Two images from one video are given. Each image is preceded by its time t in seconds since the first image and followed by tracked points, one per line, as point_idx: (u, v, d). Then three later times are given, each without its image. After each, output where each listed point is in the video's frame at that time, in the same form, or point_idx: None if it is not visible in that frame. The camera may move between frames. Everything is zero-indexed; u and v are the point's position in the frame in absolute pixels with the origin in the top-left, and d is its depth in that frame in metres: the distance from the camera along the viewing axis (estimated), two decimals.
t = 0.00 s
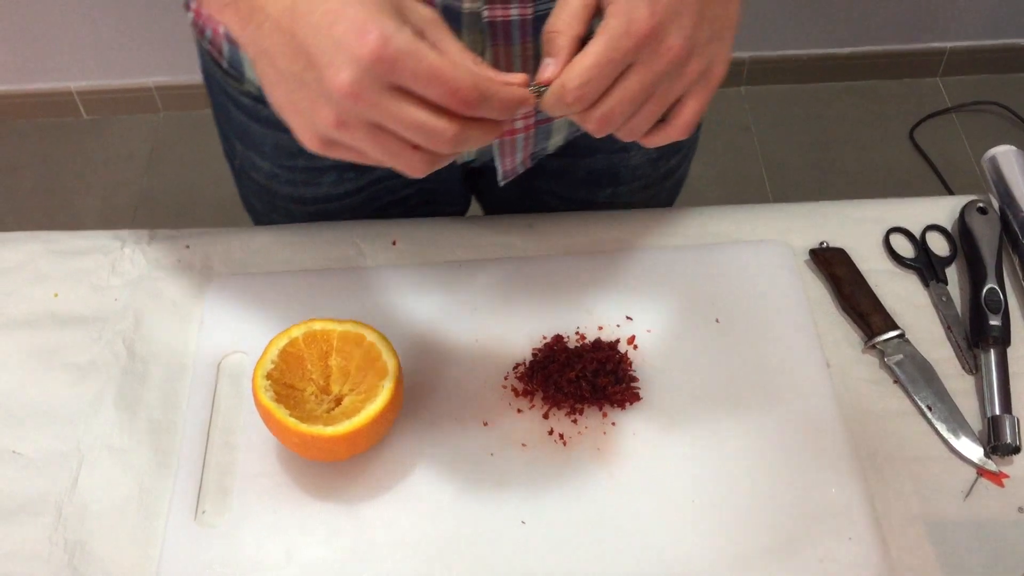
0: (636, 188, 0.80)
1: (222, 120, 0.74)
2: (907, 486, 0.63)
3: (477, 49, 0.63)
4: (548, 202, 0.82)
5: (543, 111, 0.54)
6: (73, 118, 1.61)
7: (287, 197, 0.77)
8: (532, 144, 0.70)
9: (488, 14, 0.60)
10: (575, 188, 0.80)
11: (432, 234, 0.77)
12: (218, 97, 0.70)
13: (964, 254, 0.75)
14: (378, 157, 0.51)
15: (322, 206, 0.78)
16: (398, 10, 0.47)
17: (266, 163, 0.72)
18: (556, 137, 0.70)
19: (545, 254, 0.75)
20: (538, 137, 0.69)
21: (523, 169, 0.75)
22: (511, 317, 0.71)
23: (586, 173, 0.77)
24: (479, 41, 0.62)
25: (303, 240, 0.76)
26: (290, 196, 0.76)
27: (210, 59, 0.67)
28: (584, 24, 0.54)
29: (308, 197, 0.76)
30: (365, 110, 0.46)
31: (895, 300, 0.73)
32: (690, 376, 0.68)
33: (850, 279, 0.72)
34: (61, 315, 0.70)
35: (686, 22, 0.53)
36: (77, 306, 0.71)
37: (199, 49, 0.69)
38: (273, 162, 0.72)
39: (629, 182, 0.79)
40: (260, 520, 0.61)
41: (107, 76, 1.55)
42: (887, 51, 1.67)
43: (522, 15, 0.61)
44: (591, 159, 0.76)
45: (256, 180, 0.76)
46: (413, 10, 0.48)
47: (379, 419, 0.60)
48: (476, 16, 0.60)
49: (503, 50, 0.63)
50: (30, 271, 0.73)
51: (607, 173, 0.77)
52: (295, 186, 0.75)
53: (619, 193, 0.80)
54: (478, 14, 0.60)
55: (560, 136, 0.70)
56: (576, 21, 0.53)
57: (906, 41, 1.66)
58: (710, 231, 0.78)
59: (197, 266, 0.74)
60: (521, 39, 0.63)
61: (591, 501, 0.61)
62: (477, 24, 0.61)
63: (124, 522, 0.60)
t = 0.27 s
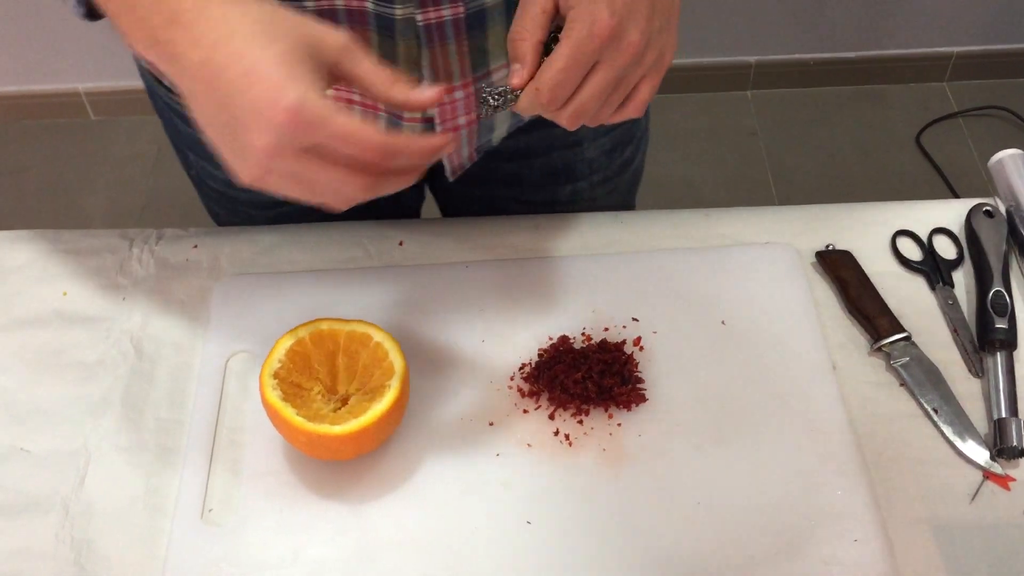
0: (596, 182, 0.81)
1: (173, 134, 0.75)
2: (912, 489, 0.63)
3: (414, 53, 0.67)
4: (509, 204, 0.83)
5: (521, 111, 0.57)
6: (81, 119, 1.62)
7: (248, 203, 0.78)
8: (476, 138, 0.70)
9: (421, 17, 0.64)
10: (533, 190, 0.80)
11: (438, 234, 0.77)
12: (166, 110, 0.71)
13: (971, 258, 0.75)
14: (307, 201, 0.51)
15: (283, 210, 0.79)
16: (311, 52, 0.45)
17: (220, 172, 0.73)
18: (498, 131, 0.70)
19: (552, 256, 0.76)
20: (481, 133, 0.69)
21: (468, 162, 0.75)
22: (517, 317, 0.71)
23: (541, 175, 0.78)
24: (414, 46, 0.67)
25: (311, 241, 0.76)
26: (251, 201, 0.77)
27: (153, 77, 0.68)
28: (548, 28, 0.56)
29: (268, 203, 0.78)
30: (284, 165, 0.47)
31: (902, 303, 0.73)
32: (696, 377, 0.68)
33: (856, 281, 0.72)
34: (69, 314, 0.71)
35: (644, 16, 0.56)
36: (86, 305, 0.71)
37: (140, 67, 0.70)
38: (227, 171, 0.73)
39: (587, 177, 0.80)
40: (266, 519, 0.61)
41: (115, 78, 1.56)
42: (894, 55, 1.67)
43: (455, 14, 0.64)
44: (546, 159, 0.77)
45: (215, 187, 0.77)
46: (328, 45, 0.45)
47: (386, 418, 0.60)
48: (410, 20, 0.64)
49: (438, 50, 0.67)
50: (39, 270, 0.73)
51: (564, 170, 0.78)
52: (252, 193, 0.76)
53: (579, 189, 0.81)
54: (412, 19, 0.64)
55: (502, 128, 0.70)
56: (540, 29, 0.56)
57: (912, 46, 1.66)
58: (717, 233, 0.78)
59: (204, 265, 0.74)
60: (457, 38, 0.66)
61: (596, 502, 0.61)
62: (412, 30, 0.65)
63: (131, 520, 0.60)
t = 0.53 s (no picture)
0: (558, 176, 0.80)
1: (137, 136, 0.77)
2: (917, 487, 0.63)
3: (368, 43, 0.59)
4: (478, 198, 0.82)
5: (525, 105, 0.57)
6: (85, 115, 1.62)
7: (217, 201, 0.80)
8: (430, 111, 0.66)
9: (374, 8, 0.56)
10: (499, 183, 0.80)
11: (441, 230, 0.77)
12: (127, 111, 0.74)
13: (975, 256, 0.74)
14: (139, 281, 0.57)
15: (252, 207, 0.81)
16: (122, 169, 0.52)
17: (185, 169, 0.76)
18: (457, 104, 0.66)
19: (555, 253, 0.75)
20: (437, 108, 0.66)
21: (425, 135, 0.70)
22: (521, 314, 0.71)
23: (505, 165, 0.78)
24: (366, 36, 0.58)
25: (314, 237, 0.76)
26: (220, 200, 0.79)
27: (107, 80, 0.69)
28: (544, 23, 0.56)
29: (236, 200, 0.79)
30: (119, 256, 0.54)
31: (906, 301, 0.73)
32: (700, 375, 0.68)
33: (861, 279, 0.72)
34: (73, 309, 0.71)
35: None
36: (90, 300, 0.71)
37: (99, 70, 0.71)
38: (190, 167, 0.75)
39: (550, 171, 0.79)
40: (269, 515, 0.61)
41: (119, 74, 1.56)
42: (898, 53, 1.67)
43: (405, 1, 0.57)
44: (510, 150, 0.76)
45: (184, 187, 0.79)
46: (147, 167, 0.52)
47: (388, 415, 0.60)
48: (363, 13, 0.57)
49: (391, 38, 0.59)
50: (44, 265, 0.73)
51: (526, 161, 0.78)
52: (219, 190, 0.78)
53: (542, 184, 0.81)
54: (364, 10, 0.56)
55: (458, 100, 0.66)
56: (539, 28, 0.55)
57: (916, 44, 1.66)
58: (721, 230, 0.78)
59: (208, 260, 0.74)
60: (408, 22, 0.58)
61: (599, 499, 0.61)
62: (365, 20, 0.57)
63: (135, 516, 0.60)
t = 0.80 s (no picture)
0: (554, 155, 0.80)
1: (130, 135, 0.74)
2: (919, 488, 0.63)
3: (368, 33, 0.59)
4: (472, 179, 0.82)
5: (517, 93, 0.57)
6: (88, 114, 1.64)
7: (212, 197, 0.78)
8: (445, 100, 0.65)
9: None
10: (494, 164, 0.79)
11: (442, 229, 0.77)
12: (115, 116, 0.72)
13: (979, 255, 0.74)
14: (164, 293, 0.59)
15: (246, 202, 0.79)
16: (138, 224, 0.52)
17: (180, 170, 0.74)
18: (469, 90, 0.66)
19: (557, 253, 0.75)
20: (451, 96, 0.66)
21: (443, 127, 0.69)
22: (523, 314, 0.71)
23: (500, 144, 0.77)
24: (367, 27, 0.59)
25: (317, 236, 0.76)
26: (215, 198, 0.78)
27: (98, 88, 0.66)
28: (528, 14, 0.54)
29: (232, 196, 0.78)
30: (144, 296, 0.55)
31: (910, 301, 0.73)
32: (702, 374, 0.68)
33: (864, 278, 0.72)
34: (76, 308, 0.71)
35: None
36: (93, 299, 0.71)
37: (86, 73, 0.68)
38: (186, 166, 0.74)
39: (546, 150, 0.79)
40: (271, 515, 0.61)
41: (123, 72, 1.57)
42: (901, 52, 1.67)
43: None
44: (504, 128, 0.76)
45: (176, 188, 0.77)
46: (163, 217, 0.52)
47: (391, 415, 0.60)
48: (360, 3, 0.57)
49: (393, 27, 0.59)
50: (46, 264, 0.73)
51: (521, 140, 0.77)
52: (216, 188, 0.76)
53: (537, 163, 0.80)
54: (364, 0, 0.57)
55: (471, 85, 0.66)
56: (521, 18, 0.54)
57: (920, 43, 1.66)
58: (724, 229, 0.77)
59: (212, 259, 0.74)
60: (408, 11, 0.59)
61: (601, 498, 0.61)
62: (364, 11, 0.58)
63: (138, 515, 0.60)
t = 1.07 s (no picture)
0: (576, 156, 0.78)
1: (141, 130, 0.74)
2: (923, 492, 0.62)
3: (384, 31, 0.58)
4: (493, 182, 0.80)
5: (541, 95, 0.55)
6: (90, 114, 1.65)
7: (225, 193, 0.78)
8: (459, 101, 0.65)
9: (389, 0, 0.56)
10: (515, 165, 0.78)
11: (443, 231, 0.76)
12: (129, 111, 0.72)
13: (982, 256, 0.74)
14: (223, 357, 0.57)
15: (261, 199, 0.79)
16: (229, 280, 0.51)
17: (191, 165, 0.74)
18: (485, 91, 0.65)
19: (557, 254, 0.75)
20: (466, 95, 0.65)
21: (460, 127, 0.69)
22: (524, 317, 0.71)
23: (519, 147, 0.76)
24: (383, 25, 0.58)
25: (316, 238, 0.76)
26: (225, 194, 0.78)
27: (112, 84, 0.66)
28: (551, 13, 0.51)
29: (245, 194, 0.78)
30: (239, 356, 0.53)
31: (913, 302, 0.72)
32: (704, 377, 0.67)
33: (867, 279, 0.71)
34: (75, 312, 0.70)
35: None
36: (92, 303, 0.71)
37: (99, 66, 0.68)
38: (197, 163, 0.74)
39: (567, 151, 0.77)
40: (271, 520, 0.60)
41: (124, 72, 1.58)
42: (904, 49, 1.66)
43: None
44: (522, 131, 0.74)
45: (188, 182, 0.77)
46: (251, 273, 0.51)
47: (391, 420, 0.59)
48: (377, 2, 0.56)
49: (408, 29, 0.58)
50: (44, 267, 0.73)
51: (541, 143, 0.75)
52: (227, 185, 0.76)
53: (560, 165, 0.78)
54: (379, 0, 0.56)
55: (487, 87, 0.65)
56: (544, 19, 0.51)
57: (922, 41, 1.65)
58: (725, 231, 0.77)
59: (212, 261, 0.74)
60: (425, 12, 0.58)
61: (602, 502, 0.61)
62: (379, 11, 0.57)
63: (137, 520, 0.60)
